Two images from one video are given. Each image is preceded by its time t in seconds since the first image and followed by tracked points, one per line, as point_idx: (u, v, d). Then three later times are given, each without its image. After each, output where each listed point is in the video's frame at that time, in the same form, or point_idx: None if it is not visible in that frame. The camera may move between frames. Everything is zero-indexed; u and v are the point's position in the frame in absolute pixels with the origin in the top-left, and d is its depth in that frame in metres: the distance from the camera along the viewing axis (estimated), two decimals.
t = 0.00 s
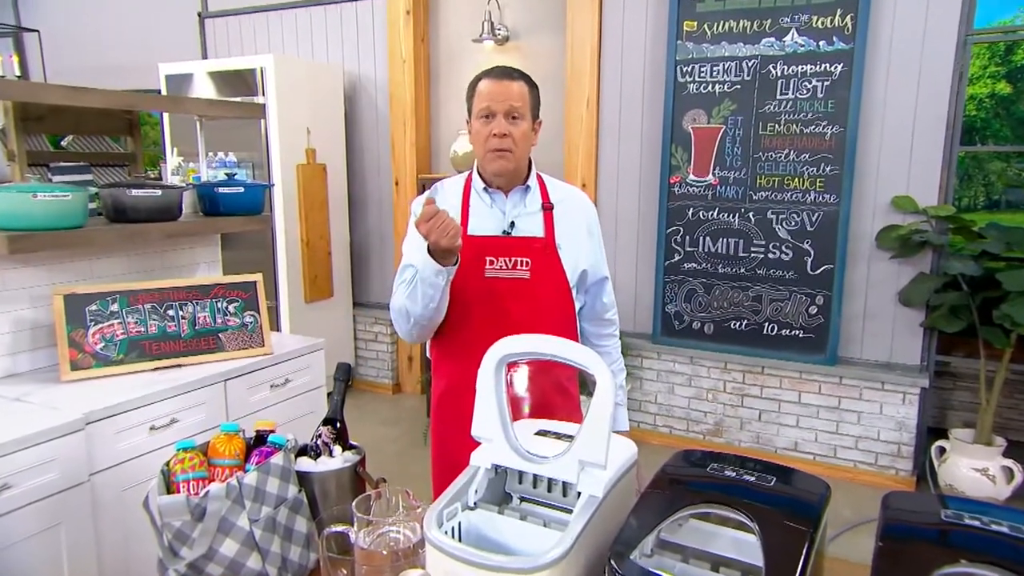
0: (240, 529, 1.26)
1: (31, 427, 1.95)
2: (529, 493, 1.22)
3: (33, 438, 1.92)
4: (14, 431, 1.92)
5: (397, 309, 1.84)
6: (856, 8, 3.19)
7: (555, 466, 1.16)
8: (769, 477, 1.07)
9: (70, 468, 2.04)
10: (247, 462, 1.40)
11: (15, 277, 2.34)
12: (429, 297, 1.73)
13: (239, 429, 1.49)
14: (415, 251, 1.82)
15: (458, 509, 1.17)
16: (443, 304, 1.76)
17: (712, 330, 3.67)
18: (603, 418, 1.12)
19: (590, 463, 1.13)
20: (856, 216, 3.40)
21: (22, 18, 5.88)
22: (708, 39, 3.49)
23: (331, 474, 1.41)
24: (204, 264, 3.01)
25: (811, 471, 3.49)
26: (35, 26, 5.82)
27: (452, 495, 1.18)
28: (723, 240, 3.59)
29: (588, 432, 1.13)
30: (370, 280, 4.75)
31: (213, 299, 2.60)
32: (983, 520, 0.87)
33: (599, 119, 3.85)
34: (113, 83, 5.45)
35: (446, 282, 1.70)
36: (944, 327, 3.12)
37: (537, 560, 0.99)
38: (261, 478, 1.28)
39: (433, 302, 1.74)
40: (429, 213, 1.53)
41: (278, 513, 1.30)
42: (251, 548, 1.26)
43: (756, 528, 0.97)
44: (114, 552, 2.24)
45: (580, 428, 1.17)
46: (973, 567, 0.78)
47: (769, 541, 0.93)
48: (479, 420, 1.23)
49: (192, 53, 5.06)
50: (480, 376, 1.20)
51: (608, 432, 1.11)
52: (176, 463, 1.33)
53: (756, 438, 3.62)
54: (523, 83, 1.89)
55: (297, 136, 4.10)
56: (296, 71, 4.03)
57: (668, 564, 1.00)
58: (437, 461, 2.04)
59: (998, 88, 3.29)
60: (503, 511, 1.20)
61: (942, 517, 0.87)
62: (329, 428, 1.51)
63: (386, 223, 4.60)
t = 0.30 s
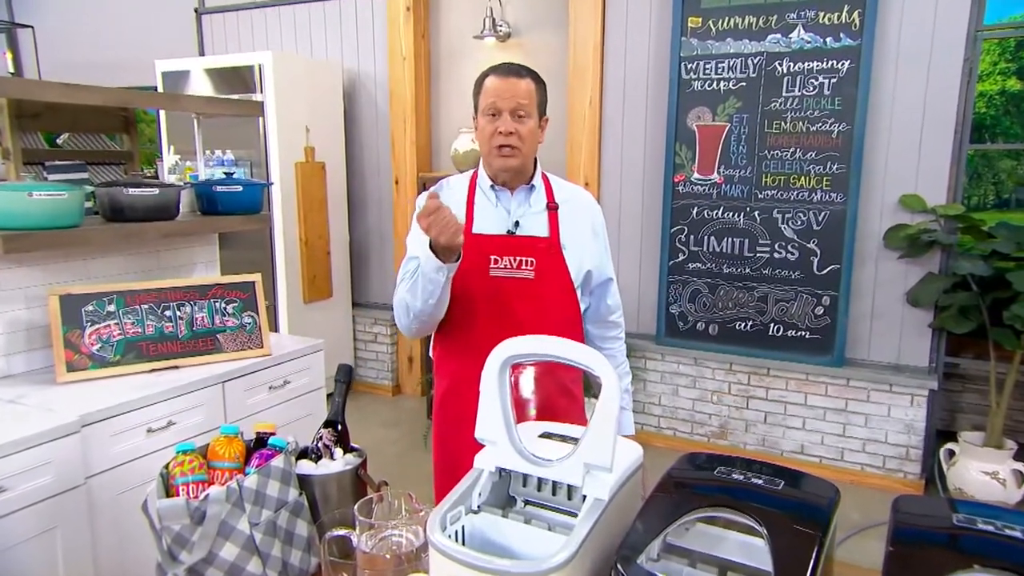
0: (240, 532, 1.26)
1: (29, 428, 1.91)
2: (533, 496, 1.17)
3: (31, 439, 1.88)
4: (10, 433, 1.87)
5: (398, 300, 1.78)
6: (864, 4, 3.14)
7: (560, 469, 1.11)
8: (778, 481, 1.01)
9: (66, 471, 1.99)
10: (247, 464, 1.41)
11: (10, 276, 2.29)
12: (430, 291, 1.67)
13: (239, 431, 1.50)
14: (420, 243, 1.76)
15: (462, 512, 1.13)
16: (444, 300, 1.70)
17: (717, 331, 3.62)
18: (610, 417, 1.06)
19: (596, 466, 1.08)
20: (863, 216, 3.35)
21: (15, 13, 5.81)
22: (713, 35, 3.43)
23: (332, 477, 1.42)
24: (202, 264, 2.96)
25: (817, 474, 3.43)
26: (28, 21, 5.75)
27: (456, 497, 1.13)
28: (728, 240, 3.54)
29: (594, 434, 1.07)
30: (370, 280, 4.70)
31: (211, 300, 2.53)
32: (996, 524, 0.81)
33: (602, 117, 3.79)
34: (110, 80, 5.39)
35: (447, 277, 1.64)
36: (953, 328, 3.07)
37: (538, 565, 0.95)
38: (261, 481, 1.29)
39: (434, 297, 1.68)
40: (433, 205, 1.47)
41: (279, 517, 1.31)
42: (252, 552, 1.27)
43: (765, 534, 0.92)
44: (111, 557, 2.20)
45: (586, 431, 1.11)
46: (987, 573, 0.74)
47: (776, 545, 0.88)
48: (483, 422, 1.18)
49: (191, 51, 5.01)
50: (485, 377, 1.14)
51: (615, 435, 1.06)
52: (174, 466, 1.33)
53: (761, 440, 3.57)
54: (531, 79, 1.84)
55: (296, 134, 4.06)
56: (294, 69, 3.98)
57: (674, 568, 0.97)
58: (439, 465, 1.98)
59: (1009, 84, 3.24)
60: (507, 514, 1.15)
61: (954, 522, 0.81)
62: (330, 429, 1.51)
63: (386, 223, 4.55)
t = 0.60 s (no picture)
0: (241, 537, 1.22)
1: (25, 430, 1.86)
2: (538, 499, 1.15)
3: (26, 442, 1.83)
4: (5, 436, 1.83)
5: (404, 305, 1.75)
6: None
7: (564, 472, 1.10)
8: (785, 483, 1.02)
9: (62, 473, 1.94)
10: (247, 467, 1.38)
11: (4, 276, 2.24)
12: (439, 297, 1.64)
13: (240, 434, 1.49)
14: (423, 243, 1.77)
15: (466, 515, 1.11)
16: (454, 304, 1.68)
17: (722, 332, 3.56)
18: (615, 420, 1.07)
19: (601, 468, 1.08)
20: (870, 215, 3.30)
21: (9, 9, 5.75)
22: (717, 31, 3.38)
23: (334, 479, 1.37)
24: (199, 264, 2.91)
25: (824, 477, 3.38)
26: (21, 17, 5.69)
27: (460, 500, 1.12)
28: (733, 240, 3.48)
29: (600, 437, 1.08)
30: (370, 280, 4.65)
31: (209, 300, 2.48)
32: (1010, 530, 0.83)
33: (605, 115, 3.74)
34: (107, 78, 5.33)
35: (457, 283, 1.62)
36: (963, 329, 3.02)
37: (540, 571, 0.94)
38: (261, 484, 1.25)
39: (444, 302, 1.65)
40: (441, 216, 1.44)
41: (279, 521, 1.27)
42: (252, 556, 1.23)
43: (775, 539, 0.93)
44: (107, 563, 2.14)
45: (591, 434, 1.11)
46: None
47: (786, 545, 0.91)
48: (487, 424, 1.18)
49: (189, 48, 4.96)
50: (489, 379, 1.14)
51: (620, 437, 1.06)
52: (173, 469, 1.30)
53: (767, 443, 3.51)
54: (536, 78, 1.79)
55: (294, 132, 4.01)
56: (292, 67, 3.94)
57: (682, 572, 0.98)
58: (442, 468, 1.93)
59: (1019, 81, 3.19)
60: (511, 518, 1.14)
61: (967, 526, 0.84)
62: (332, 431, 1.47)
63: (386, 222, 4.50)
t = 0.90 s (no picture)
0: (240, 541, 1.20)
1: (19, 433, 1.81)
2: (542, 503, 1.14)
3: (20, 445, 1.78)
4: None
5: (406, 308, 1.71)
6: None
7: (568, 475, 1.08)
8: (792, 487, 1.04)
9: (57, 476, 1.89)
10: (247, 470, 1.33)
11: None
12: (442, 300, 1.59)
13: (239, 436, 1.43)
14: (424, 245, 1.72)
15: (469, 519, 1.10)
16: (457, 306, 1.63)
17: (727, 333, 3.51)
18: (620, 421, 1.03)
19: (606, 472, 1.06)
20: (878, 214, 3.24)
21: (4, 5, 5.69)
22: (722, 28, 3.33)
23: (334, 483, 1.34)
24: (196, 264, 2.86)
25: (831, 481, 3.33)
26: (14, 12, 5.63)
27: (463, 504, 1.10)
28: (738, 239, 3.43)
29: (604, 441, 1.05)
30: (369, 280, 4.60)
31: (206, 300, 2.43)
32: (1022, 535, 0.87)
33: (608, 112, 3.69)
34: (103, 76, 5.27)
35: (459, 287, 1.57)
36: (973, 330, 2.96)
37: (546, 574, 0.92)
38: (262, 487, 1.23)
39: (446, 305, 1.61)
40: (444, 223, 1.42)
41: (279, 524, 1.25)
42: (251, 561, 1.21)
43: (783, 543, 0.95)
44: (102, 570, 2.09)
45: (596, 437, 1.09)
46: None
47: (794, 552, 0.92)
48: (490, 426, 1.14)
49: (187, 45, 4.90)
50: (492, 380, 1.11)
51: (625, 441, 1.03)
52: (172, 472, 1.26)
53: (772, 445, 3.46)
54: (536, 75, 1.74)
55: (292, 130, 3.96)
56: (290, 65, 3.89)
57: None
58: (443, 468, 1.88)
59: None
60: (516, 522, 1.12)
61: (978, 531, 0.88)
62: (333, 434, 1.46)
63: (386, 221, 4.45)
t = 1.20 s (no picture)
0: (240, 546, 1.20)
1: (13, 437, 1.77)
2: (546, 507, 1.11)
3: (13, 449, 1.74)
4: None
5: (407, 314, 1.67)
6: None
7: (573, 480, 1.05)
8: (802, 493, 1.02)
9: (53, 480, 1.84)
10: (247, 474, 1.34)
11: None
12: (443, 307, 1.55)
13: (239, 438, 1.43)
14: (426, 248, 1.69)
15: (472, 524, 1.06)
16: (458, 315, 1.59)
17: (731, 334, 3.46)
18: (625, 423, 1.00)
19: (611, 475, 1.02)
20: (885, 213, 3.19)
21: None
22: (727, 24, 3.28)
23: (335, 487, 1.35)
24: (193, 264, 2.81)
25: (837, 484, 3.28)
26: (8, 7, 5.59)
27: (466, 508, 1.06)
28: (743, 239, 3.38)
29: (608, 443, 1.03)
30: (369, 281, 4.55)
31: (203, 301, 2.38)
32: None
33: (611, 110, 3.64)
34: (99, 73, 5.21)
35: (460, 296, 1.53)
36: (982, 331, 2.91)
37: None
38: (262, 492, 1.23)
39: (448, 313, 1.56)
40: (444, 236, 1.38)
41: (279, 529, 1.25)
42: (251, 566, 1.21)
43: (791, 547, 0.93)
44: None
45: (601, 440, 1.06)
46: None
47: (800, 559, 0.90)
48: (493, 429, 1.11)
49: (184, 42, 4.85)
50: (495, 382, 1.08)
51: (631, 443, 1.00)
52: (171, 476, 1.27)
53: (778, 448, 3.41)
54: (538, 73, 1.69)
55: (290, 128, 3.91)
56: (289, 63, 3.85)
57: None
58: (445, 470, 1.84)
59: None
60: (519, 527, 1.09)
61: (989, 536, 0.84)
62: (333, 437, 1.46)
63: (385, 221, 4.40)
